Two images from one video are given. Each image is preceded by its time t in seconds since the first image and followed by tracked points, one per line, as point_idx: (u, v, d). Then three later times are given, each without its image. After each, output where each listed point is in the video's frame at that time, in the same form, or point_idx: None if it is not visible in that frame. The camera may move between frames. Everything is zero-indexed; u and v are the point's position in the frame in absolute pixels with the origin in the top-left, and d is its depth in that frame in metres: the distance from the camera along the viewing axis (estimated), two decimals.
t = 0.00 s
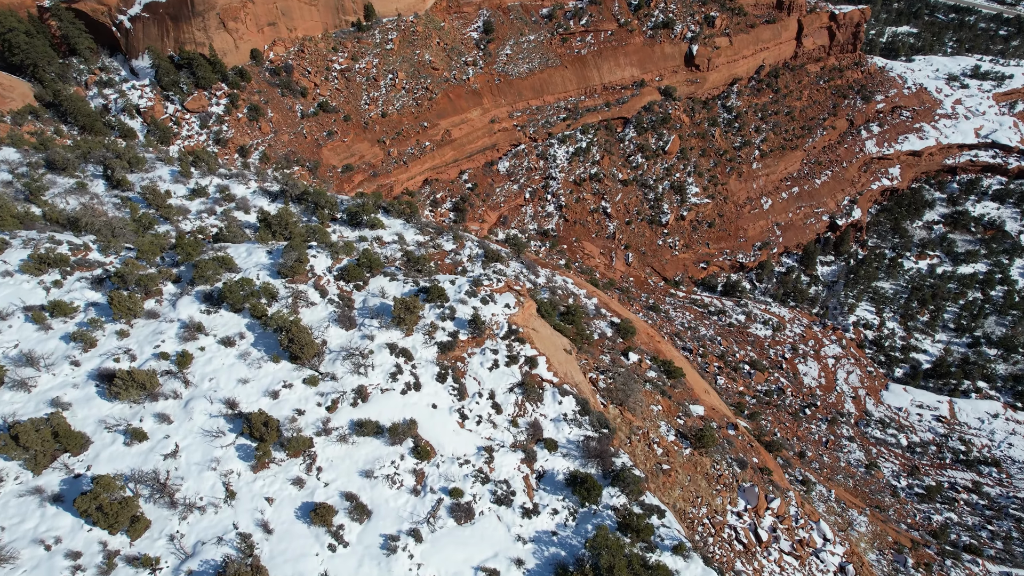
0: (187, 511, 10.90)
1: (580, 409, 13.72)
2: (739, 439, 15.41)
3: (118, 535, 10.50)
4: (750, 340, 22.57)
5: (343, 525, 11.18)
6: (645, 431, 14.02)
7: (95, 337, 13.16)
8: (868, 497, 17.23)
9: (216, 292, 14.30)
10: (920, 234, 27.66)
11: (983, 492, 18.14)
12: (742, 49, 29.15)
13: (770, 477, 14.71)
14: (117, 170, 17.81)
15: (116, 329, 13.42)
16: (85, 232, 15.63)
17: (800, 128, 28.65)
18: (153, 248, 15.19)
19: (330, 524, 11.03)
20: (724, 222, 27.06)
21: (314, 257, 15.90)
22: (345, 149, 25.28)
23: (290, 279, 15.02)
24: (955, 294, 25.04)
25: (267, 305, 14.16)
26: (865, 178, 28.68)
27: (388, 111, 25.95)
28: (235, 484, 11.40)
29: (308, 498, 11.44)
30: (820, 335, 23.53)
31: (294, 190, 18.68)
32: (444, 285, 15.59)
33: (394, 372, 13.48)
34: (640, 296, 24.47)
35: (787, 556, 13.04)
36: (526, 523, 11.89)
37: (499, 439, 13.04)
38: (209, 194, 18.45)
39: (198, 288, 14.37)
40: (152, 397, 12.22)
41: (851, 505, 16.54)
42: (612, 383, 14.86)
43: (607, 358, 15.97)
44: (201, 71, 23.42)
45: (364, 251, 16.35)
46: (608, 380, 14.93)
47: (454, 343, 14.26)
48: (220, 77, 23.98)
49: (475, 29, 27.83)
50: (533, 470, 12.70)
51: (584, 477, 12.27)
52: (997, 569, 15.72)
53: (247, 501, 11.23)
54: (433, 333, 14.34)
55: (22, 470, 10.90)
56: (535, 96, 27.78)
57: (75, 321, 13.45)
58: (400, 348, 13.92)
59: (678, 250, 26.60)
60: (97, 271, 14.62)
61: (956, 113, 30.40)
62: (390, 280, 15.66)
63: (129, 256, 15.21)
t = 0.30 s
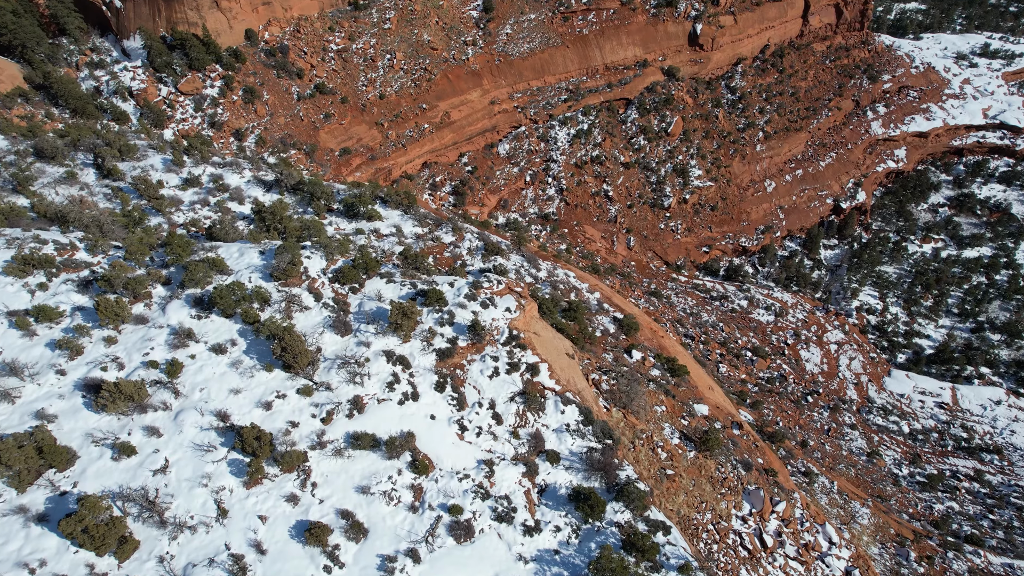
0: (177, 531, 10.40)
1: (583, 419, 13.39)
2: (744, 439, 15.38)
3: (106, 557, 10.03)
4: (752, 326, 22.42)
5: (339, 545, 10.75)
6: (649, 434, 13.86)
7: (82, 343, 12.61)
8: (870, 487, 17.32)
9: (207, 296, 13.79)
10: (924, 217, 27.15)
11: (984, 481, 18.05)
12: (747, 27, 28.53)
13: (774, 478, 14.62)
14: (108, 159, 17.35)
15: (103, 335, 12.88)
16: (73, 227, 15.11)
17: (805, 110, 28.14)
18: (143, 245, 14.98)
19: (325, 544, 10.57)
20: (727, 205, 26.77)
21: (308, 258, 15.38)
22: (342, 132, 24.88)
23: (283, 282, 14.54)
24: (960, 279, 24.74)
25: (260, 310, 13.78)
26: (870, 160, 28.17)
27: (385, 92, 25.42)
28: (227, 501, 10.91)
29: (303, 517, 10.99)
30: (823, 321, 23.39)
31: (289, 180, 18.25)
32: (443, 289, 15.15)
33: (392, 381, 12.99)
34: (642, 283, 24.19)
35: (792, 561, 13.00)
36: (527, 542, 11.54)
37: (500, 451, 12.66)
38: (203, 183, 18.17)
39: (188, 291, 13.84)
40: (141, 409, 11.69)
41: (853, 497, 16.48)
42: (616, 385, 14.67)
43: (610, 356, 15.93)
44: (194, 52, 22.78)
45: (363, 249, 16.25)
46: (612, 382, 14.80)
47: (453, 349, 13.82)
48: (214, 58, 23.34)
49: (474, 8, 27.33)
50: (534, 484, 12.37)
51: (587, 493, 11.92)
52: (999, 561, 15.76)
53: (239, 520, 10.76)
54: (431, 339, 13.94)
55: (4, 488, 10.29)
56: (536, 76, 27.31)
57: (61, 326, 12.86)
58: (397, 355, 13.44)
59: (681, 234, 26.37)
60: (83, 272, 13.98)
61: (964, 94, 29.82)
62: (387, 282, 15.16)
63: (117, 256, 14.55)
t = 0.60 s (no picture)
0: (168, 553, 10.25)
1: (586, 431, 13.31)
2: (749, 440, 15.20)
3: None
4: (754, 313, 22.29)
5: (335, 566, 10.66)
6: (653, 439, 13.85)
7: (68, 354, 12.31)
8: (871, 476, 17.37)
9: (196, 303, 13.45)
10: (929, 200, 26.67)
11: (986, 469, 17.90)
12: (752, 6, 28.73)
13: (780, 480, 14.53)
14: (97, 149, 16.77)
15: (89, 345, 12.58)
16: (60, 224, 14.81)
17: (810, 90, 27.56)
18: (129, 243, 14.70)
19: (321, 566, 10.48)
20: (729, 188, 26.45)
21: (302, 261, 14.87)
22: (340, 115, 24.49)
23: (276, 286, 14.05)
24: (964, 264, 24.45)
25: (252, 317, 13.40)
26: (875, 143, 27.74)
27: (383, 74, 24.94)
28: (219, 520, 10.75)
29: (298, 537, 10.86)
30: (825, 306, 23.30)
31: (284, 171, 17.73)
32: (442, 293, 14.78)
33: (388, 393, 12.75)
34: (643, 269, 24.01)
35: (797, 567, 13.05)
36: (529, 562, 11.48)
37: (502, 466, 12.54)
38: (196, 173, 17.64)
39: (177, 298, 13.47)
40: (130, 424, 11.45)
41: (855, 490, 16.61)
42: (619, 389, 14.59)
43: (612, 356, 15.72)
44: (187, 34, 22.14)
45: (358, 244, 15.99)
46: (615, 384, 14.73)
47: (452, 359, 13.57)
48: (207, 39, 22.68)
49: None
50: (536, 499, 12.29)
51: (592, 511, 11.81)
52: (1000, 552, 15.72)
53: (231, 540, 10.60)
54: (430, 347, 13.62)
55: None
56: (537, 57, 27.18)
57: (46, 334, 12.58)
58: (394, 365, 13.16)
59: (683, 217, 26.10)
60: (70, 275, 13.70)
61: (972, 74, 28.82)
62: (383, 286, 14.73)
63: (105, 258, 14.29)
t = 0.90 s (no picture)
0: None
1: (589, 444, 12.77)
2: (755, 441, 14.71)
3: None
4: (757, 299, 22.13)
5: None
6: (657, 444, 13.40)
7: (53, 364, 11.71)
8: (873, 467, 17.28)
9: (187, 310, 12.81)
10: (935, 181, 26.03)
11: (987, 458, 17.93)
12: None
13: (786, 484, 14.14)
14: (87, 138, 16.26)
15: (76, 355, 11.98)
16: (48, 220, 14.30)
17: (816, 71, 27.00)
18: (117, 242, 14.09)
19: None
20: (733, 171, 26.07)
21: (295, 264, 14.12)
22: (336, 97, 23.97)
23: (269, 292, 13.31)
24: (969, 248, 24.06)
25: (245, 326, 12.72)
26: (881, 125, 27.16)
27: (381, 55, 24.36)
28: (211, 542, 10.28)
29: (292, 559, 10.40)
30: (828, 292, 23.10)
31: (279, 161, 17.36)
32: (441, 300, 14.04)
33: (385, 407, 12.22)
34: (645, 254, 23.70)
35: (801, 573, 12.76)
36: None
37: (502, 482, 12.07)
38: (189, 163, 17.11)
39: (167, 305, 12.84)
40: (118, 440, 10.93)
41: (858, 482, 16.47)
42: (623, 393, 14.09)
43: (616, 356, 15.22)
44: (179, 14, 21.52)
45: (354, 241, 15.55)
46: (618, 388, 14.24)
47: (451, 369, 13.00)
48: (201, 19, 22.15)
49: None
50: (538, 517, 11.84)
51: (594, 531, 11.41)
52: (1002, 544, 15.70)
53: (224, 564, 10.15)
54: (427, 357, 12.99)
55: None
56: (537, 37, 26.57)
57: (32, 343, 11.96)
58: (392, 377, 12.57)
59: (685, 201, 25.79)
60: (56, 279, 13.08)
61: (982, 52, 27.96)
62: (380, 291, 14.07)
63: (93, 260, 13.64)
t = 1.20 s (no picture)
0: None
1: (593, 459, 11.74)
2: (759, 444, 14.02)
3: None
4: (760, 284, 21.98)
5: None
6: (661, 451, 12.68)
7: (38, 375, 10.43)
8: (875, 457, 17.14)
9: (179, 318, 11.65)
10: (941, 164, 25.72)
11: (990, 446, 17.83)
12: None
13: (790, 485, 13.49)
14: (76, 128, 15.71)
15: (61, 366, 10.71)
16: (34, 217, 13.26)
17: (822, 51, 26.38)
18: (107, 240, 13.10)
19: None
20: (736, 154, 25.66)
21: (289, 270, 12.89)
22: (334, 79, 23.48)
23: (261, 301, 12.18)
24: (974, 233, 23.88)
25: (237, 336, 11.61)
26: (888, 106, 26.56)
27: (379, 36, 23.81)
28: (204, 568, 9.09)
29: None
30: (832, 278, 22.89)
31: (274, 152, 16.97)
32: (438, 308, 12.93)
33: (383, 422, 11.13)
34: (648, 238, 23.43)
35: None
36: None
37: (502, 501, 10.99)
38: (182, 153, 16.65)
39: (157, 314, 11.66)
40: (106, 457, 9.71)
41: (861, 474, 16.17)
42: (626, 397, 13.38)
43: (619, 358, 14.58)
44: None
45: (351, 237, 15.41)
46: (622, 393, 13.51)
47: (449, 381, 11.90)
48: None
49: None
50: (539, 537, 10.81)
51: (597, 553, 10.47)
52: (1003, 536, 15.27)
53: None
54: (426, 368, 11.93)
55: None
56: (538, 17, 26.39)
57: (16, 355, 10.62)
58: (389, 390, 11.47)
59: (688, 184, 25.39)
60: (42, 285, 11.77)
61: (992, 31, 27.41)
62: (377, 298, 12.93)
63: (81, 265, 12.37)
